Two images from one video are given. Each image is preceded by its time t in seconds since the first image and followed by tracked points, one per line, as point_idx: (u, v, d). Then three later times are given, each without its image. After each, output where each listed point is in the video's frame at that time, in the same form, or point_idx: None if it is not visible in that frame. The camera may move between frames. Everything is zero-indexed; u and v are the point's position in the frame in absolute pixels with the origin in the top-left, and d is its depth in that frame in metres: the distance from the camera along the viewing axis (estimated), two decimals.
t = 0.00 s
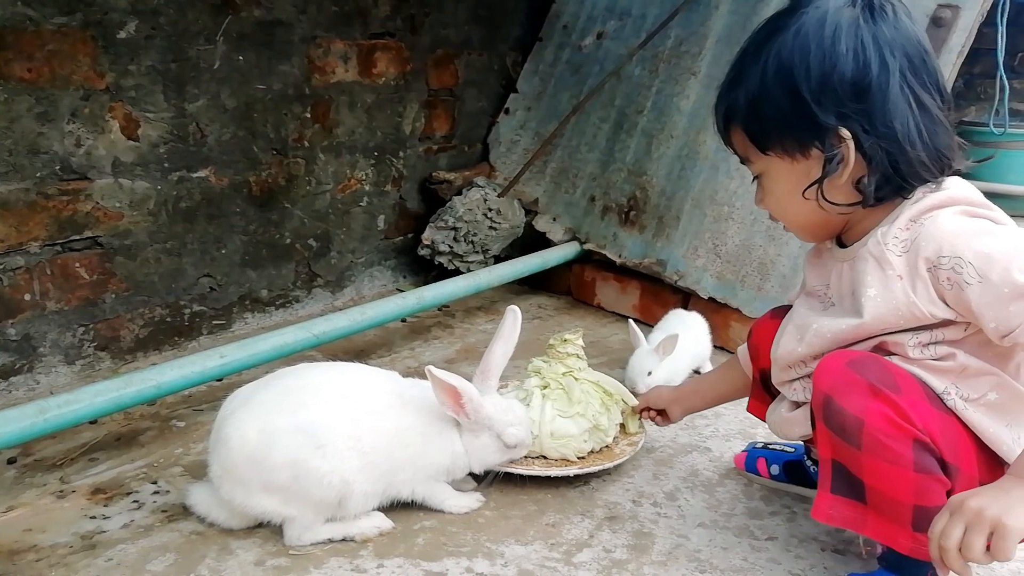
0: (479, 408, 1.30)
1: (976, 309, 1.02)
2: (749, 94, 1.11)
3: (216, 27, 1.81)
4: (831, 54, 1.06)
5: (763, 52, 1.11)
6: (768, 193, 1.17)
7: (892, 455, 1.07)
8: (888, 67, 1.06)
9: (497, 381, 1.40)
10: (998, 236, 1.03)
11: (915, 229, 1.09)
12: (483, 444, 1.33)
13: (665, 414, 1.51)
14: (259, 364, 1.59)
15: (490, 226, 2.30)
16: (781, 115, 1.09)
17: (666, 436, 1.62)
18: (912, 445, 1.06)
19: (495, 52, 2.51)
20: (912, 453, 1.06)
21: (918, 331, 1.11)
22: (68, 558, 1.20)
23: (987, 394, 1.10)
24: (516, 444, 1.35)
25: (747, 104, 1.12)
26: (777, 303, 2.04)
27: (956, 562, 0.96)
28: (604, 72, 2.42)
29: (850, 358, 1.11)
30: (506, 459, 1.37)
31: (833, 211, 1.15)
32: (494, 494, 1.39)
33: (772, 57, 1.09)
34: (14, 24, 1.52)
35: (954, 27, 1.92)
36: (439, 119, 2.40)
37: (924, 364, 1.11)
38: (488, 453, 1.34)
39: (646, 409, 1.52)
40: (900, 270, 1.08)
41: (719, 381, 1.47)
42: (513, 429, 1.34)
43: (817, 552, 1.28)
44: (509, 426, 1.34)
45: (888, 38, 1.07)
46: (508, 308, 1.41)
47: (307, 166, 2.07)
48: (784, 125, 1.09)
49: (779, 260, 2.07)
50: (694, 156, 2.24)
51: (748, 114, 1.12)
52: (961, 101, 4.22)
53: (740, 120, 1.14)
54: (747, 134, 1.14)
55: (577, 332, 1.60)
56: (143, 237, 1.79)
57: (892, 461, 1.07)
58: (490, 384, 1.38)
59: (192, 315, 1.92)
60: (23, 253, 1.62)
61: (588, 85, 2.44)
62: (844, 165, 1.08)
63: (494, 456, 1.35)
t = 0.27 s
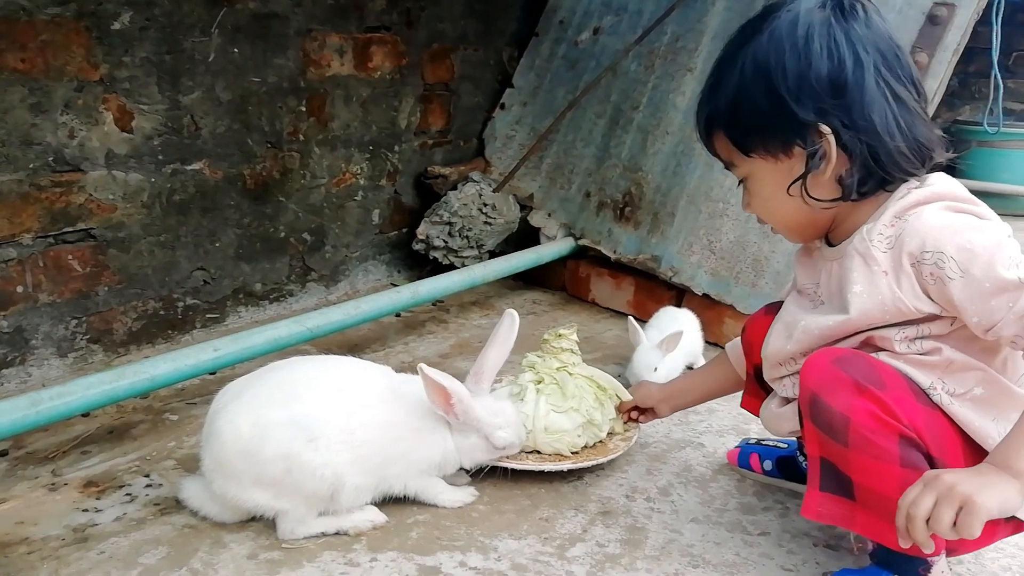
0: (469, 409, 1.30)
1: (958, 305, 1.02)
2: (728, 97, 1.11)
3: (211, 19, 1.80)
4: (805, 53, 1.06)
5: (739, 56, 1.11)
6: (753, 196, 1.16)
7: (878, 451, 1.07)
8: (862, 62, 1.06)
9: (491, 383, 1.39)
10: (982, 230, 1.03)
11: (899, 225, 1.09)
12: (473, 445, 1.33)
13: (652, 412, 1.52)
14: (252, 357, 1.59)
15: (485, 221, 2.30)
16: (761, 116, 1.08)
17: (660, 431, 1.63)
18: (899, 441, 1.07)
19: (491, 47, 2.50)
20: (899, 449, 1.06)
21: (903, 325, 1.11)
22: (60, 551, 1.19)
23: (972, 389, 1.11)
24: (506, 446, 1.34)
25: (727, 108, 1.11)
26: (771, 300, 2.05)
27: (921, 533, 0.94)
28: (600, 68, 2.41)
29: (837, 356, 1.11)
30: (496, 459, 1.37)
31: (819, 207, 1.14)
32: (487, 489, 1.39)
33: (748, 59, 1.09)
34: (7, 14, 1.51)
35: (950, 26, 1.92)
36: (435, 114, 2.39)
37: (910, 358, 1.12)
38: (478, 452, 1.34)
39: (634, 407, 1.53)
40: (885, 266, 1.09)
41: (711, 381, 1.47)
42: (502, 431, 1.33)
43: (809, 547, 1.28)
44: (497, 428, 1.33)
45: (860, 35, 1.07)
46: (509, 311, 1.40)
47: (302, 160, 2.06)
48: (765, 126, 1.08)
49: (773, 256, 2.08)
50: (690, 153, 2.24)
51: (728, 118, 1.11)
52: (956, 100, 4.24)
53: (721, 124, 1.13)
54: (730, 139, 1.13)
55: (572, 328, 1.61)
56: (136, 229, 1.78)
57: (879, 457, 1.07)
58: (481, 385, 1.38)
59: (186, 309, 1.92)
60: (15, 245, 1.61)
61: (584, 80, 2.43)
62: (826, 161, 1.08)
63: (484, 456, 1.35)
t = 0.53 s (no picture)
0: (451, 412, 1.31)
1: (947, 306, 1.03)
2: (715, 103, 1.11)
3: (203, 18, 1.79)
4: (790, 58, 1.06)
5: (724, 62, 1.11)
6: (742, 200, 1.16)
7: (868, 451, 1.07)
8: (846, 66, 1.07)
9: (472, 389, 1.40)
10: (971, 232, 1.03)
11: (889, 227, 1.09)
12: (458, 447, 1.34)
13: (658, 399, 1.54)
14: (243, 358, 1.59)
15: (478, 221, 2.30)
16: (749, 121, 1.08)
17: (652, 431, 1.63)
18: (888, 441, 1.07)
19: (483, 47, 2.50)
20: (889, 449, 1.07)
21: (894, 327, 1.13)
22: (50, 552, 1.19)
23: (961, 389, 1.11)
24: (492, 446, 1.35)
25: (714, 113, 1.11)
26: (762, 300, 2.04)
27: (912, 528, 0.94)
28: (592, 68, 2.42)
29: (826, 356, 1.11)
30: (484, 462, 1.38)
31: (808, 210, 1.14)
32: (480, 489, 1.39)
33: (734, 65, 1.10)
34: None
35: (940, 26, 1.93)
36: (427, 114, 2.39)
37: (900, 358, 1.13)
38: (464, 454, 1.35)
39: (641, 396, 1.54)
40: (875, 268, 1.09)
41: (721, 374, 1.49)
42: (485, 432, 1.34)
43: (800, 546, 1.29)
44: (480, 428, 1.34)
45: (843, 38, 1.08)
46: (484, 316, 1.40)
47: (293, 160, 2.06)
48: (753, 131, 1.08)
49: (764, 256, 2.08)
50: (682, 153, 2.24)
51: (716, 123, 1.11)
52: (946, 100, 4.27)
53: (709, 130, 1.13)
54: (718, 144, 1.13)
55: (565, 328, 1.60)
56: (127, 229, 1.77)
57: (869, 456, 1.07)
58: (463, 389, 1.38)
59: (177, 309, 1.91)
60: (5, 245, 1.61)
61: (576, 80, 2.43)
62: (814, 164, 1.08)
63: (471, 457, 1.35)
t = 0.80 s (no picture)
0: (439, 417, 1.32)
1: (935, 309, 1.04)
2: (709, 107, 1.12)
3: (193, 22, 1.79)
4: (783, 62, 1.07)
5: (718, 66, 1.12)
6: (736, 203, 1.17)
7: (856, 453, 1.08)
8: (839, 70, 1.07)
9: (455, 393, 1.40)
10: (959, 235, 1.04)
11: (878, 230, 1.10)
12: (446, 453, 1.34)
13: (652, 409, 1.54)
14: (234, 362, 1.58)
15: (469, 224, 2.30)
16: (743, 125, 1.09)
17: (642, 433, 1.64)
18: (876, 444, 1.08)
19: (474, 50, 2.51)
20: (877, 452, 1.08)
21: (881, 329, 1.13)
22: (40, 558, 1.19)
23: (948, 392, 1.12)
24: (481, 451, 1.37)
25: (709, 117, 1.12)
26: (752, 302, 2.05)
27: (895, 534, 0.95)
28: (583, 71, 2.42)
29: (815, 359, 1.12)
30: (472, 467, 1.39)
31: (801, 213, 1.15)
32: (471, 492, 1.40)
33: (728, 70, 1.10)
34: None
35: (927, 30, 1.95)
36: (418, 117, 2.40)
37: (888, 361, 1.13)
38: (453, 459, 1.35)
39: (635, 410, 1.53)
40: (864, 270, 1.10)
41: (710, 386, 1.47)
42: (471, 435, 1.35)
43: (789, 548, 1.29)
44: (467, 433, 1.35)
45: (837, 43, 1.09)
46: (466, 320, 1.40)
47: (284, 163, 2.06)
48: (746, 134, 1.09)
49: (754, 259, 2.09)
50: (672, 156, 2.25)
51: (710, 127, 1.12)
52: (935, 102, 4.30)
53: (703, 134, 1.14)
54: (711, 148, 1.14)
55: (556, 330, 1.60)
56: (117, 233, 1.77)
57: (857, 459, 1.08)
58: (447, 397, 1.37)
59: (168, 313, 1.91)
60: None
61: (567, 83, 2.44)
62: (807, 168, 1.09)
63: (458, 462, 1.36)
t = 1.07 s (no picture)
0: (428, 405, 1.31)
1: (925, 306, 1.04)
2: (703, 106, 1.12)
3: (189, 16, 1.79)
4: (778, 61, 1.08)
5: (712, 65, 1.12)
6: (729, 201, 1.17)
7: (848, 450, 1.09)
8: (833, 70, 1.08)
9: (446, 383, 1.39)
10: (950, 233, 1.04)
11: (870, 229, 1.11)
12: (437, 442, 1.34)
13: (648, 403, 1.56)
14: (228, 356, 1.58)
15: (464, 221, 2.30)
16: (737, 123, 1.09)
17: (636, 430, 1.64)
18: (868, 441, 1.08)
19: (470, 47, 2.51)
20: (869, 449, 1.08)
21: (873, 327, 1.14)
22: (32, 551, 1.18)
23: (939, 390, 1.12)
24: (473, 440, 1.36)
25: (703, 116, 1.12)
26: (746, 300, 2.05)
27: (880, 526, 0.95)
28: (579, 69, 2.42)
29: (808, 357, 1.13)
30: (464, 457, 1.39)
31: (795, 212, 1.15)
32: (465, 488, 1.40)
33: (722, 68, 1.11)
34: None
35: (922, 31, 1.95)
36: (414, 113, 2.39)
37: (880, 359, 1.14)
38: (444, 449, 1.35)
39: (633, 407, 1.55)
40: (855, 268, 1.11)
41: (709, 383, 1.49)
42: (463, 424, 1.34)
43: (781, 544, 1.30)
44: (458, 422, 1.34)
45: (831, 42, 1.09)
46: (454, 308, 1.40)
47: (279, 158, 2.06)
48: (740, 133, 1.09)
49: (748, 257, 2.09)
50: (667, 154, 2.25)
51: (705, 126, 1.13)
52: (929, 103, 4.31)
53: (697, 133, 1.14)
54: (705, 146, 1.14)
55: (549, 327, 1.61)
56: (111, 227, 1.77)
57: (848, 456, 1.09)
58: (438, 384, 1.37)
59: (161, 307, 1.90)
60: None
61: (563, 81, 2.44)
62: (801, 167, 1.09)
63: (450, 452, 1.35)
